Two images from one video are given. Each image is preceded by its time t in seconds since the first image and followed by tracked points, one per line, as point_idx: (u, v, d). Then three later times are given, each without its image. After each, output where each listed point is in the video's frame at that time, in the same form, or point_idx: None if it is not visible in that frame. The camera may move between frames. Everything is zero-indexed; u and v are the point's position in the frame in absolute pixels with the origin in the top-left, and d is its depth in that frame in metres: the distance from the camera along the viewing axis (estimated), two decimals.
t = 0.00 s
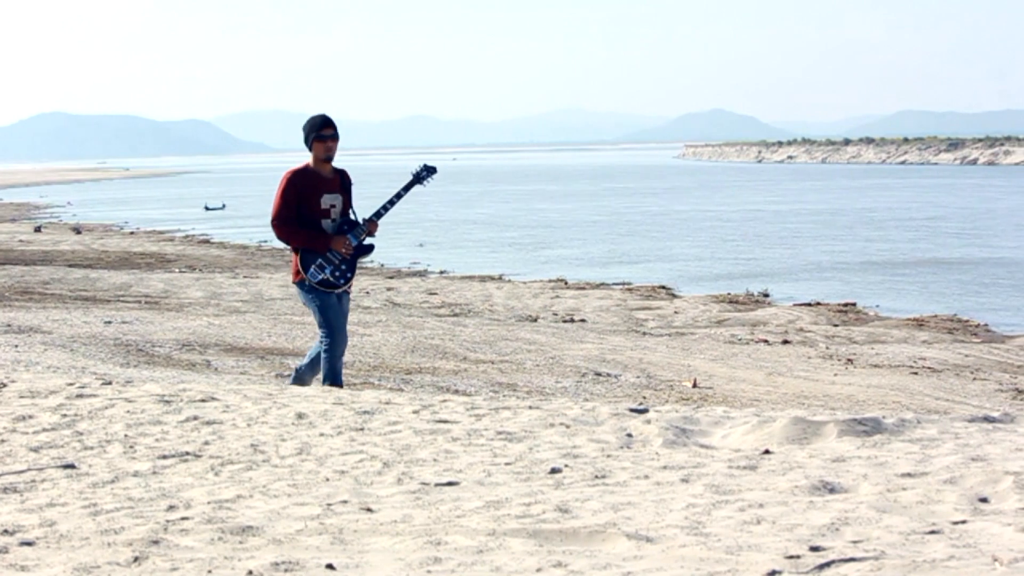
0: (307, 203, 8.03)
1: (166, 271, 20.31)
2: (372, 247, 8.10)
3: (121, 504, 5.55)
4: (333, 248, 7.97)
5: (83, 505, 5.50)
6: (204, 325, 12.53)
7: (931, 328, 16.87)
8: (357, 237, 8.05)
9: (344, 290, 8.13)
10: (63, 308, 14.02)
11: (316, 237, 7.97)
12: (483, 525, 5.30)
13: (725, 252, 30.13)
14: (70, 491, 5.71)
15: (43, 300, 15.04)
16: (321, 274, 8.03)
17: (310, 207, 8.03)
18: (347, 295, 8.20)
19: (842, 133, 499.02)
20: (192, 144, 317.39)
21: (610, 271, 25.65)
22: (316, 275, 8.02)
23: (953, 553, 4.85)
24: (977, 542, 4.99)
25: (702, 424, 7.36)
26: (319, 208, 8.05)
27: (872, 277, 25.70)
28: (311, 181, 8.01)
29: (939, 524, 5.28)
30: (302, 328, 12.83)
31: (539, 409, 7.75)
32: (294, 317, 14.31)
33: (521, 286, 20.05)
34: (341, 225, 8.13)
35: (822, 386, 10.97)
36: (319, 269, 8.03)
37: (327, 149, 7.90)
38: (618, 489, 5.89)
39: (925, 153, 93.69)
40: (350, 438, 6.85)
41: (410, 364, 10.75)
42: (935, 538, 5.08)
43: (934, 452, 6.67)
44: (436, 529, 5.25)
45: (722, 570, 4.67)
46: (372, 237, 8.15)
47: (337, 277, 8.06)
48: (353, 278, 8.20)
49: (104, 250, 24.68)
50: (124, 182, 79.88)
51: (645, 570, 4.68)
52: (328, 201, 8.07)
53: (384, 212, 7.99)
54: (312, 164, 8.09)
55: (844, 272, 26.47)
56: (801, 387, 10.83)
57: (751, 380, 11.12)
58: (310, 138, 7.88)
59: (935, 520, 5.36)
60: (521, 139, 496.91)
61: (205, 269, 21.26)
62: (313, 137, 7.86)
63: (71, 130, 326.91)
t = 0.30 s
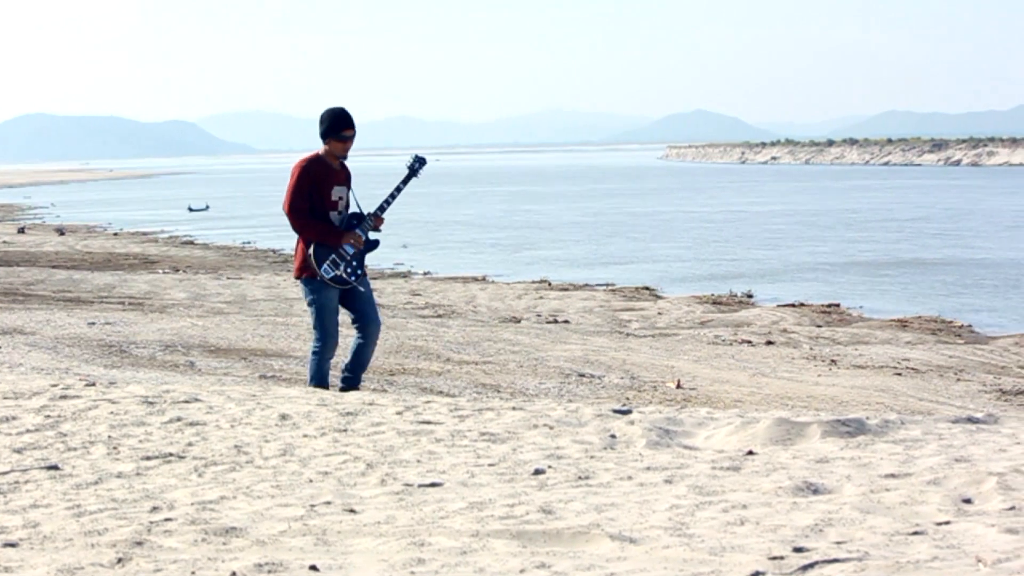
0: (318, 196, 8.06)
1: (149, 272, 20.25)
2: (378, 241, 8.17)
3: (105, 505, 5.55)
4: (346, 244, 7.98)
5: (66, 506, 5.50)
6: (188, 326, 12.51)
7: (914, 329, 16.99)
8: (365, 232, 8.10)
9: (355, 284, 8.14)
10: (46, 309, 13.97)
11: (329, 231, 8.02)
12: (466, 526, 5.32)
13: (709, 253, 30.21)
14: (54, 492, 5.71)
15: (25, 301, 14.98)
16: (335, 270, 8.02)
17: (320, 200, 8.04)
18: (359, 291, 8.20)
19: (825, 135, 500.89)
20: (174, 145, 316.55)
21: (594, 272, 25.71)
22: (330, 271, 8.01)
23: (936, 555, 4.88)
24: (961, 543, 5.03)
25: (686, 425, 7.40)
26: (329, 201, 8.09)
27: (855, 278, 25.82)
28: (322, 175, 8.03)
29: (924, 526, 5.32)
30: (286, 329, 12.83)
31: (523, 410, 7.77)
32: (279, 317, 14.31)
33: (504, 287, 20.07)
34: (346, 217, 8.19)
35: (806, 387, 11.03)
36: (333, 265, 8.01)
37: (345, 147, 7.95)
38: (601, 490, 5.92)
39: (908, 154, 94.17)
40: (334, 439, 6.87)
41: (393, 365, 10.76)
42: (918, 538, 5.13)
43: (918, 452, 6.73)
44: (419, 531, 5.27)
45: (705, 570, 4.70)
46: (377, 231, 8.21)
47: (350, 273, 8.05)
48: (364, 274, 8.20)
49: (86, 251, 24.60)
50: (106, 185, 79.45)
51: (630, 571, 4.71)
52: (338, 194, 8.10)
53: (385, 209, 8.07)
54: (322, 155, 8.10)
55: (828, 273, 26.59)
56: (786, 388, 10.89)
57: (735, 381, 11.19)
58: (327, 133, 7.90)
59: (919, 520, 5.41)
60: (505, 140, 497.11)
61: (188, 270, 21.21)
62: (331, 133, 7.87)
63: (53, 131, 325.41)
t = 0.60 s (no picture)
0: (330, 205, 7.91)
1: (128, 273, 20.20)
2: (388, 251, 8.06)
3: (84, 506, 5.55)
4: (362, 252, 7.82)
5: (45, 507, 5.50)
6: (168, 326, 12.50)
7: (892, 329, 17.12)
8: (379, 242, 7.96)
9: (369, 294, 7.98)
10: (22, 310, 13.92)
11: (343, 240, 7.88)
12: (446, 527, 5.34)
13: (688, 254, 30.32)
14: (33, 493, 5.71)
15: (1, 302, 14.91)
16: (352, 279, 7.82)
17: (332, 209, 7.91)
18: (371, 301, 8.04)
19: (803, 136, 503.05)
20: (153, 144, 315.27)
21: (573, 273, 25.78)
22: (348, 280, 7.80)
23: (915, 555, 4.93)
24: (940, 543, 5.09)
25: (665, 425, 7.45)
26: (342, 208, 7.94)
27: (834, 278, 25.98)
28: (337, 183, 7.87)
29: (902, 526, 5.38)
30: (266, 330, 12.83)
31: (502, 411, 7.80)
32: (258, 318, 14.30)
33: (484, 288, 20.11)
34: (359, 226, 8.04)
35: (786, 387, 11.11)
36: (351, 274, 7.80)
37: (361, 155, 7.84)
38: (580, 490, 5.96)
39: (887, 154, 94.75)
40: (312, 440, 6.88)
41: (373, 366, 10.78)
42: (897, 538, 5.18)
43: (896, 453, 6.79)
44: (399, 531, 5.29)
45: (684, 571, 4.74)
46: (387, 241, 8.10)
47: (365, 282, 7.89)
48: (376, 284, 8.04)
49: (64, 252, 24.51)
50: (85, 185, 79.08)
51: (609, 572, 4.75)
52: (350, 203, 7.97)
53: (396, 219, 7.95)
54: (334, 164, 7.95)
55: (807, 273, 26.74)
56: (765, 388, 10.98)
57: (714, 381, 11.25)
58: (343, 142, 7.76)
59: (897, 521, 5.46)
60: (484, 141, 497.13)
61: (168, 271, 21.15)
62: (347, 142, 7.75)
63: (30, 130, 323.11)
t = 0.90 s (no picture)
0: (352, 208, 7.98)
1: (104, 274, 20.12)
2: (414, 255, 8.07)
3: (60, 508, 5.55)
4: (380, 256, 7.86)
5: (21, 509, 5.50)
6: (144, 328, 12.48)
7: (868, 330, 17.25)
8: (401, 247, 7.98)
9: (389, 299, 8.01)
10: None
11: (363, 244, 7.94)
12: (422, 529, 5.38)
13: (665, 255, 30.43)
14: (8, 495, 5.71)
15: None
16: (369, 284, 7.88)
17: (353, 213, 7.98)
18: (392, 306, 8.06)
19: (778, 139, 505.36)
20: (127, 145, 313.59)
21: (551, 275, 25.82)
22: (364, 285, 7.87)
23: (891, 556, 4.99)
24: (916, 544, 5.15)
25: (641, 427, 7.50)
26: (363, 212, 8.01)
27: (810, 279, 26.14)
28: (359, 186, 7.93)
29: (878, 527, 5.44)
30: (243, 332, 12.82)
31: (479, 412, 7.84)
32: (235, 320, 14.28)
33: (461, 289, 20.13)
34: (382, 230, 8.11)
35: (762, 388, 11.20)
36: (368, 279, 7.86)
37: (386, 159, 7.87)
38: (555, 492, 6.00)
39: (864, 155, 95.28)
40: (289, 442, 6.90)
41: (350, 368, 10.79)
42: (873, 540, 5.24)
43: (872, 454, 6.86)
44: (374, 533, 5.32)
45: (660, 573, 4.79)
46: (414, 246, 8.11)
47: (384, 287, 7.92)
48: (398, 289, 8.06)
49: (39, 254, 24.40)
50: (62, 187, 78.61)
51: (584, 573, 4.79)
52: (372, 206, 8.01)
53: (426, 223, 7.99)
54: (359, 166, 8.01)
55: (783, 274, 26.90)
56: (741, 390, 11.06)
57: (691, 383, 11.32)
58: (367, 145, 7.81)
59: (874, 522, 5.52)
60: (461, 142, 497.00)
61: (143, 272, 21.06)
62: (374, 145, 7.78)
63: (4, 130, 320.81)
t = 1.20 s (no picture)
0: (355, 200, 7.99)
1: (75, 277, 20.03)
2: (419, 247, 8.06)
3: (32, 510, 5.56)
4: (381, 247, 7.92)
5: None
6: (115, 330, 12.44)
7: (840, 332, 17.40)
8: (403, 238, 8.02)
9: (390, 289, 8.10)
10: None
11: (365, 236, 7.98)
12: (393, 530, 5.41)
13: (637, 256, 30.56)
14: None
15: None
16: (368, 273, 8.00)
17: (356, 205, 8.00)
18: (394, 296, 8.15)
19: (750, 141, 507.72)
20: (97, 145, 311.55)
21: (524, 276, 25.88)
22: (362, 274, 8.00)
23: (863, 557, 5.05)
24: (888, 546, 5.22)
25: (613, 428, 7.57)
26: (366, 205, 8.01)
27: (782, 280, 26.31)
28: (361, 179, 7.98)
29: (850, 528, 5.52)
30: (215, 333, 12.80)
31: (451, 413, 7.88)
32: (207, 321, 14.25)
33: (434, 291, 20.16)
34: (386, 222, 8.08)
35: (734, 389, 11.29)
36: (365, 267, 8.01)
37: (381, 154, 7.90)
38: (527, 493, 6.05)
39: (836, 157, 95.89)
40: (261, 443, 6.93)
41: (321, 369, 10.81)
42: (846, 541, 5.31)
43: (845, 455, 6.96)
44: (345, 536, 5.34)
45: (632, 573, 4.85)
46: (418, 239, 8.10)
47: (384, 277, 8.03)
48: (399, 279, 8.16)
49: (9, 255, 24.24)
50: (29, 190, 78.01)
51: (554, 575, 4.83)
52: (375, 198, 8.03)
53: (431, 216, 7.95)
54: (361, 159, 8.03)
55: (755, 275, 27.06)
56: (714, 391, 11.15)
57: (662, 384, 11.41)
58: (366, 140, 7.84)
59: (846, 523, 5.61)
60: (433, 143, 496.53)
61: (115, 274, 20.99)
62: (368, 140, 7.84)
63: None
